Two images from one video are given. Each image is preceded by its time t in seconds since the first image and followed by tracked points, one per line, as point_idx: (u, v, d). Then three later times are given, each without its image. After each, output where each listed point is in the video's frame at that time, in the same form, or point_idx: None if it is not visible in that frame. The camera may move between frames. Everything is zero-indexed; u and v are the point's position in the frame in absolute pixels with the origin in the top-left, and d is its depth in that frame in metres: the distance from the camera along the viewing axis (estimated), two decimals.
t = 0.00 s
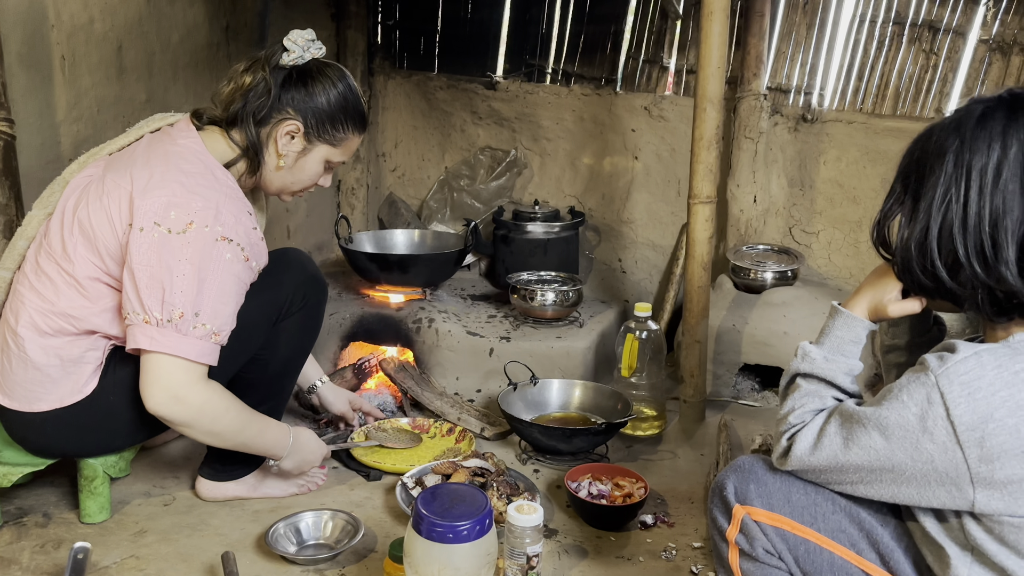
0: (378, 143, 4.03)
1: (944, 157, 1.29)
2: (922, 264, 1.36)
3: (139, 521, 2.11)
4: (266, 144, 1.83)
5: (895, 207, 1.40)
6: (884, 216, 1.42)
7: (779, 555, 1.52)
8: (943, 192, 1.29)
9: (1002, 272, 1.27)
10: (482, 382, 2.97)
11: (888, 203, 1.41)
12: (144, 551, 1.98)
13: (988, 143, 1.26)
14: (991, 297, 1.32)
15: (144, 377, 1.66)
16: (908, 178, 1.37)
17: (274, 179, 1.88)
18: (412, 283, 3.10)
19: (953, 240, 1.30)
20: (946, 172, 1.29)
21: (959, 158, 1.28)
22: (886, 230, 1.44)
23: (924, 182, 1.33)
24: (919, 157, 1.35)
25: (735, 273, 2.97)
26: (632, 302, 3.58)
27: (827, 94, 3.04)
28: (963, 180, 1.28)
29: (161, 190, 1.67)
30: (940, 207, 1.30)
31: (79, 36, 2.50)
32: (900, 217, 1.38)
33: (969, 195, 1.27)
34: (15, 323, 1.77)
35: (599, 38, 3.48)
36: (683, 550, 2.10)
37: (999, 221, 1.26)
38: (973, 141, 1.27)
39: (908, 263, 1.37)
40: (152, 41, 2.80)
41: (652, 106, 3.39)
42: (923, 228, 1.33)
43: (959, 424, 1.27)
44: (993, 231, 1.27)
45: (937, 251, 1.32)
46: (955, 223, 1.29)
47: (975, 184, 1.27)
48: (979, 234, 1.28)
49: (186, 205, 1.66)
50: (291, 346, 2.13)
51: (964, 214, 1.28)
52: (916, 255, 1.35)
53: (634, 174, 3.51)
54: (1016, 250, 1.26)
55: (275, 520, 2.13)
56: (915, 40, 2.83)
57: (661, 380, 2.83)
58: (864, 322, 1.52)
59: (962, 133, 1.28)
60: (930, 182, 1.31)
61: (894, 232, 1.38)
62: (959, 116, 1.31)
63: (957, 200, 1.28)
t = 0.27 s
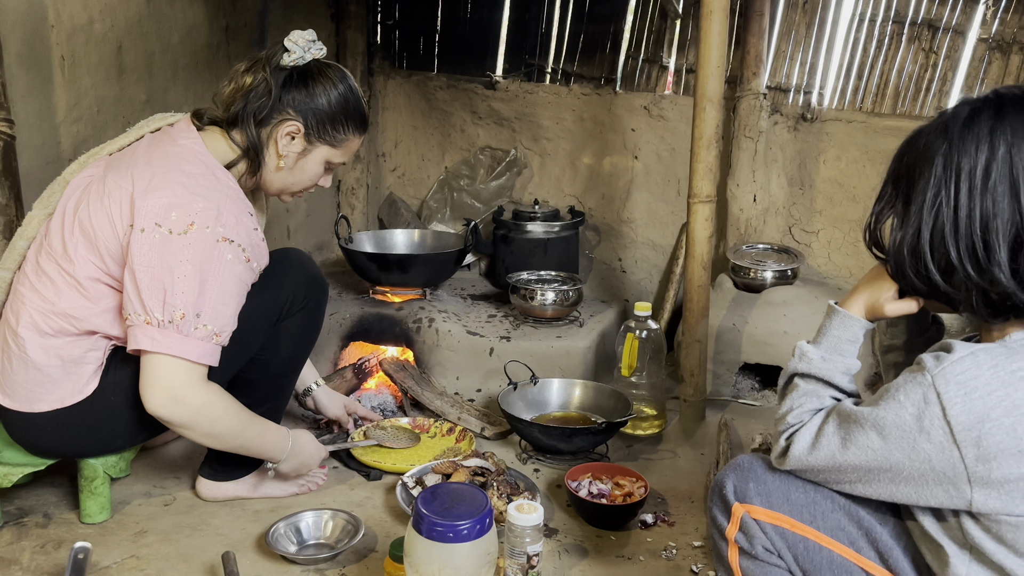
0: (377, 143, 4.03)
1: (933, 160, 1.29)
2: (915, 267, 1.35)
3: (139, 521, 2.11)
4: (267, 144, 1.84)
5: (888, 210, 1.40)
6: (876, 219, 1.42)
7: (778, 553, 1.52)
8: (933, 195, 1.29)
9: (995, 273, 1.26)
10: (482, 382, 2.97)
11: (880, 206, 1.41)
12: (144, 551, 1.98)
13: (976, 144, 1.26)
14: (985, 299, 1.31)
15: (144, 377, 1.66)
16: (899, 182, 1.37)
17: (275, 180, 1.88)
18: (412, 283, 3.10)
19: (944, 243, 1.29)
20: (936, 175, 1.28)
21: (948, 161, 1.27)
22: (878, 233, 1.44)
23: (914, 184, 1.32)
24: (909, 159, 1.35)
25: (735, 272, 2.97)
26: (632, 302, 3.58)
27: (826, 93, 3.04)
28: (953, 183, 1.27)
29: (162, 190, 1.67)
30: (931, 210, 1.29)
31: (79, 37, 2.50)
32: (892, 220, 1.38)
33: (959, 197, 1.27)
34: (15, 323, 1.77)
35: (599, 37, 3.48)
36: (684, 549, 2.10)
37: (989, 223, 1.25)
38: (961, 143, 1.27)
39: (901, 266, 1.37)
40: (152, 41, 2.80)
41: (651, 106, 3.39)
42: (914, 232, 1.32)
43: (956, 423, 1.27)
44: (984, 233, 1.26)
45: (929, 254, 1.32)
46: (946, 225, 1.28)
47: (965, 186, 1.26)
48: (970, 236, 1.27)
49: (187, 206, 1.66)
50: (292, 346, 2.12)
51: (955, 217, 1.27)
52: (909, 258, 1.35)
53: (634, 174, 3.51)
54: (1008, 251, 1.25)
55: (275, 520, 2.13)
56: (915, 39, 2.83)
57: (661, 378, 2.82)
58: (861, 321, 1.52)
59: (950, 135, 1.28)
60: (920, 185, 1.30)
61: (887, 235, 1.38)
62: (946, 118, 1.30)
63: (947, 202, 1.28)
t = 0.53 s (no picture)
0: (377, 141, 4.03)
1: (931, 159, 1.29)
2: (914, 267, 1.35)
3: (140, 521, 2.11)
4: (265, 144, 1.84)
5: (885, 209, 1.40)
6: (873, 218, 1.42)
7: (778, 551, 1.52)
8: (932, 194, 1.29)
9: (995, 272, 1.26)
10: (482, 381, 2.97)
11: (878, 205, 1.41)
12: (145, 550, 1.99)
13: (974, 142, 1.26)
14: (985, 297, 1.31)
15: (144, 380, 1.66)
16: (897, 181, 1.37)
17: (274, 179, 1.89)
18: (412, 282, 3.10)
19: (944, 242, 1.29)
20: (934, 174, 1.28)
21: (946, 159, 1.27)
22: (876, 232, 1.44)
23: (912, 183, 1.32)
24: (907, 158, 1.35)
25: (735, 271, 2.96)
26: (632, 300, 3.59)
27: (826, 91, 3.04)
28: (952, 181, 1.27)
29: (161, 192, 1.67)
30: (930, 208, 1.29)
31: (78, 37, 2.50)
32: (890, 219, 1.38)
33: (958, 196, 1.27)
34: (15, 323, 1.78)
35: (598, 36, 3.48)
36: (684, 547, 2.10)
37: (989, 221, 1.25)
38: (958, 142, 1.27)
39: (901, 266, 1.37)
40: (151, 41, 2.80)
41: (651, 104, 3.39)
42: (913, 231, 1.32)
43: (955, 422, 1.27)
44: (983, 231, 1.26)
45: (928, 253, 1.32)
46: (945, 224, 1.28)
47: (964, 185, 1.26)
48: (970, 235, 1.27)
49: (188, 208, 1.66)
50: (292, 345, 2.13)
51: (954, 216, 1.27)
52: (908, 257, 1.34)
53: (634, 173, 3.51)
54: (1007, 249, 1.25)
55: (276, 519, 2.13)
56: (915, 36, 2.83)
57: (661, 377, 2.82)
58: (861, 320, 1.52)
59: (947, 133, 1.28)
60: (919, 184, 1.30)
61: (885, 234, 1.38)
62: (944, 116, 1.30)
63: (946, 201, 1.28)
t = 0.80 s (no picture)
0: (377, 140, 4.04)
1: (933, 156, 1.29)
2: (915, 264, 1.35)
3: (141, 520, 2.12)
4: (248, 129, 1.81)
5: (887, 206, 1.39)
6: (875, 215, 1.42)
7: (779, 548, 1.52)
8: (933, 191, 1.29)
9: (996, 269, 1.27)
10: (483, 380, 2.97)
11: (879, 201, 1.41)
12: (146, 549, 1.99)
13: (976, 140, 1.26)
14: (985, 294, 1.31)
15: (136, 381, 1.66)
16: (899, 178, 1.36)
17: (264, 164, 1.86)
18: (412, 281, 3.10)
19: (945, 239, 1.29)
20: (936, 171, 1.28)
21: (948, 157, 1.27)
22: (878, 229, 1.44)
23: (914, 180, 1.32)
24: (908, 155, 1.35)
25: (735, 269, 2.96)
26: (632, 299, 3.59)
27: (826, 89, 3.04)
28: (953, 179, 1.27)
29: (149, 192, 1.67)
30: (931, 205, 1.29)
31: (78, 36, 2.50)
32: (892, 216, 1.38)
33: (959, 193, 1.27)
34: (10, 327, 1.78)
35: (598, 34, 3.48)
36: (685, 545, 2.10)
37: (990, 218, 1.25)
38: (960, 139, 1.27)
39: (902, 263, 1.37)
40: (151, 40, 2.80)
41: (651, 103, 3.39)
42: (915, 228, 1.32)
43: (956, 419, 1.27)
44: (984, 229, 1.26)
45: (929, 250, 1.32)
46: (947, 221, 1.28)
47: (965, 182, 1.26)
48: (971, 232, 1.27)
49: (177, 206, 1.67)
50: (290, 340, 2.13)
51: (955, 213, 1.27)
52: (909, 255, 1.34)
53: (634, 171, 3.51)
54: (1008, 247, 1.25)
55: (277, 518, 2.13)
56: (915, 34, 2.83)
57: (662, 376, 2.82)
58: (862, 317, 1.52)
59: (950, 130, 1.28)
60: (920, 181, 1.30)
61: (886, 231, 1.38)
62: (946, 113, 1.30)
63: (947, 198, 1.28)
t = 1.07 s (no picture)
0: (378, 139, 4.05)
1: (937, 154, 1.28)
2: (914, 262, 1.35)
3: (142, 518, 2.12)
4: (197, 89, 1.76)
5: (888, 202, 1.39)
6: (877, 210, 1.42)
7: (779, 547, 1.52)
8: (936, 189, 1.28)
9: (994, 269, 1.27)
10: (483, 378, 2.97)
11: (881, 197, 1.41)
12: (147, 547, 1.99)
13: (981, 138, 1.25)
14: (983, 294, 1.31)
15: (130, 376, 1.66)
16: (902, 175, 1.36)
17: (218, 121, 1.82)
18: (412, 280, 3.10)
19: (945, 237, 1.29)
20: (940, 169, 1.28)
21: (952, 155, 1.27)
22: (879, 224, 1.44)
23: (916, 177, 1.32)
24: (911, 151, 1.35)
25: (735, 268, 2.96)
26: (633, 297, 3.60)
27: (826, 87, 3.04)
28: (955, 177, 1.27)
29: (104, 188, 1.63)
30: (932, 202, 1.29)
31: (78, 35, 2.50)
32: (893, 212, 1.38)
33: (961, 191, 1.26)
34: None
35: (598, 33, 3.48)
36: (685, 544, 2.10)
37: (990, 218, 1.25)
38: (965, 137, 1.26)
39: (901, 260, 1.36)
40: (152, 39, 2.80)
41: (652, 101, 3.39)
42: (916, 225, 1.32)
43: (957, 417, 1.27)
44: (984, 227, 1.26)
45: (929, 248, 1.32)
46: (947, 220, 1.28)
47: (968, 179, 1.26)
48: (970, 231, 1.27)
49: (134, 198, 1.64)
50: (281, 329, 2.14)
51: (957, 212, 1.27)
52: (908, 252, 1.34)
53: (634, 170, 3.51)
54: (1006, 246, 1.26)
55: (278, 516, 2.13)
56: (915, 33, 2.83)
57: (662, 374, 2.83)
58: (863, 316, 1.53)
59: (954, 127, 1.28)
60: (922, 178, 1.30)
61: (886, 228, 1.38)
62: (950, 111, 1.30)
63: (949, 197, 1.27)
